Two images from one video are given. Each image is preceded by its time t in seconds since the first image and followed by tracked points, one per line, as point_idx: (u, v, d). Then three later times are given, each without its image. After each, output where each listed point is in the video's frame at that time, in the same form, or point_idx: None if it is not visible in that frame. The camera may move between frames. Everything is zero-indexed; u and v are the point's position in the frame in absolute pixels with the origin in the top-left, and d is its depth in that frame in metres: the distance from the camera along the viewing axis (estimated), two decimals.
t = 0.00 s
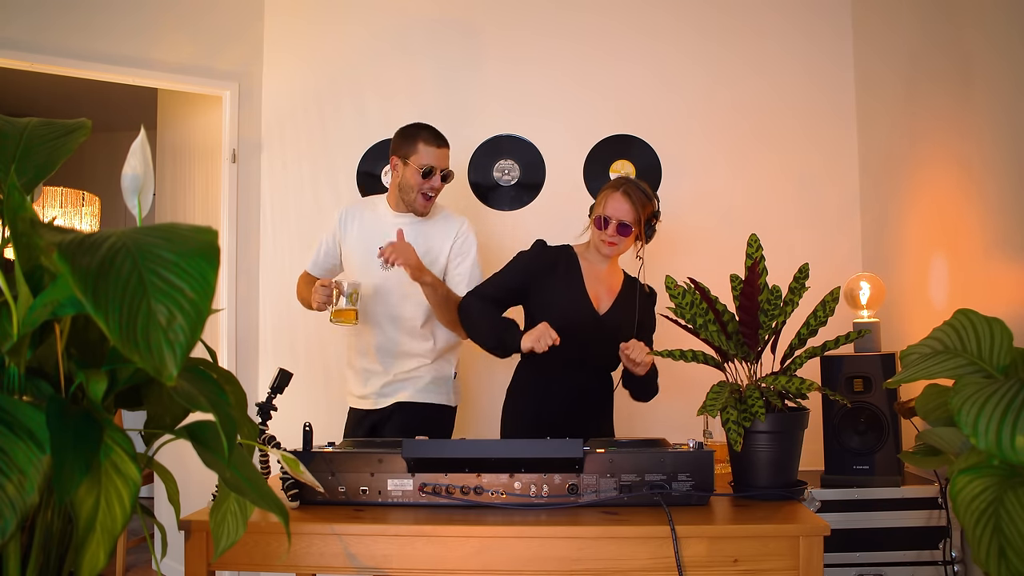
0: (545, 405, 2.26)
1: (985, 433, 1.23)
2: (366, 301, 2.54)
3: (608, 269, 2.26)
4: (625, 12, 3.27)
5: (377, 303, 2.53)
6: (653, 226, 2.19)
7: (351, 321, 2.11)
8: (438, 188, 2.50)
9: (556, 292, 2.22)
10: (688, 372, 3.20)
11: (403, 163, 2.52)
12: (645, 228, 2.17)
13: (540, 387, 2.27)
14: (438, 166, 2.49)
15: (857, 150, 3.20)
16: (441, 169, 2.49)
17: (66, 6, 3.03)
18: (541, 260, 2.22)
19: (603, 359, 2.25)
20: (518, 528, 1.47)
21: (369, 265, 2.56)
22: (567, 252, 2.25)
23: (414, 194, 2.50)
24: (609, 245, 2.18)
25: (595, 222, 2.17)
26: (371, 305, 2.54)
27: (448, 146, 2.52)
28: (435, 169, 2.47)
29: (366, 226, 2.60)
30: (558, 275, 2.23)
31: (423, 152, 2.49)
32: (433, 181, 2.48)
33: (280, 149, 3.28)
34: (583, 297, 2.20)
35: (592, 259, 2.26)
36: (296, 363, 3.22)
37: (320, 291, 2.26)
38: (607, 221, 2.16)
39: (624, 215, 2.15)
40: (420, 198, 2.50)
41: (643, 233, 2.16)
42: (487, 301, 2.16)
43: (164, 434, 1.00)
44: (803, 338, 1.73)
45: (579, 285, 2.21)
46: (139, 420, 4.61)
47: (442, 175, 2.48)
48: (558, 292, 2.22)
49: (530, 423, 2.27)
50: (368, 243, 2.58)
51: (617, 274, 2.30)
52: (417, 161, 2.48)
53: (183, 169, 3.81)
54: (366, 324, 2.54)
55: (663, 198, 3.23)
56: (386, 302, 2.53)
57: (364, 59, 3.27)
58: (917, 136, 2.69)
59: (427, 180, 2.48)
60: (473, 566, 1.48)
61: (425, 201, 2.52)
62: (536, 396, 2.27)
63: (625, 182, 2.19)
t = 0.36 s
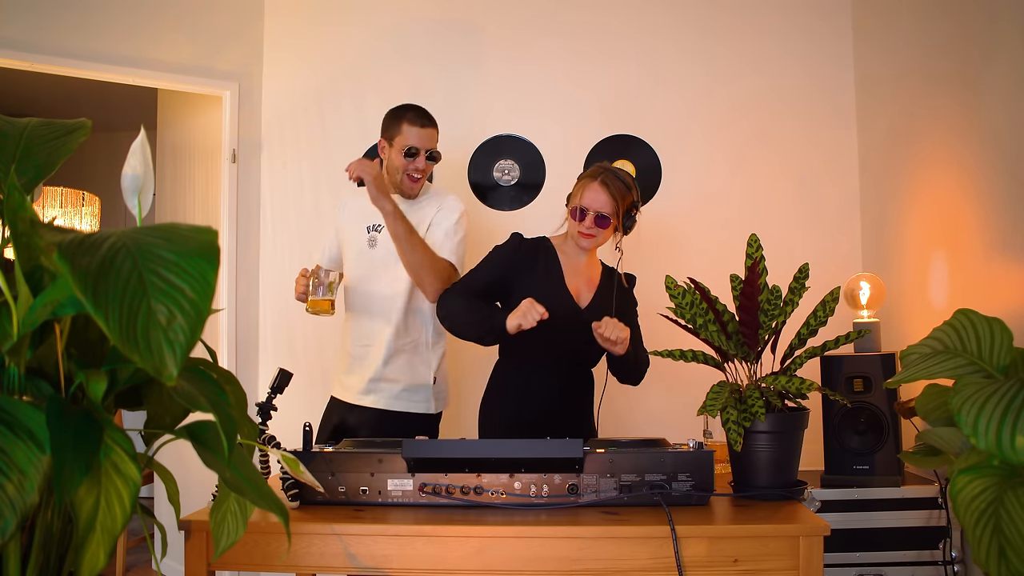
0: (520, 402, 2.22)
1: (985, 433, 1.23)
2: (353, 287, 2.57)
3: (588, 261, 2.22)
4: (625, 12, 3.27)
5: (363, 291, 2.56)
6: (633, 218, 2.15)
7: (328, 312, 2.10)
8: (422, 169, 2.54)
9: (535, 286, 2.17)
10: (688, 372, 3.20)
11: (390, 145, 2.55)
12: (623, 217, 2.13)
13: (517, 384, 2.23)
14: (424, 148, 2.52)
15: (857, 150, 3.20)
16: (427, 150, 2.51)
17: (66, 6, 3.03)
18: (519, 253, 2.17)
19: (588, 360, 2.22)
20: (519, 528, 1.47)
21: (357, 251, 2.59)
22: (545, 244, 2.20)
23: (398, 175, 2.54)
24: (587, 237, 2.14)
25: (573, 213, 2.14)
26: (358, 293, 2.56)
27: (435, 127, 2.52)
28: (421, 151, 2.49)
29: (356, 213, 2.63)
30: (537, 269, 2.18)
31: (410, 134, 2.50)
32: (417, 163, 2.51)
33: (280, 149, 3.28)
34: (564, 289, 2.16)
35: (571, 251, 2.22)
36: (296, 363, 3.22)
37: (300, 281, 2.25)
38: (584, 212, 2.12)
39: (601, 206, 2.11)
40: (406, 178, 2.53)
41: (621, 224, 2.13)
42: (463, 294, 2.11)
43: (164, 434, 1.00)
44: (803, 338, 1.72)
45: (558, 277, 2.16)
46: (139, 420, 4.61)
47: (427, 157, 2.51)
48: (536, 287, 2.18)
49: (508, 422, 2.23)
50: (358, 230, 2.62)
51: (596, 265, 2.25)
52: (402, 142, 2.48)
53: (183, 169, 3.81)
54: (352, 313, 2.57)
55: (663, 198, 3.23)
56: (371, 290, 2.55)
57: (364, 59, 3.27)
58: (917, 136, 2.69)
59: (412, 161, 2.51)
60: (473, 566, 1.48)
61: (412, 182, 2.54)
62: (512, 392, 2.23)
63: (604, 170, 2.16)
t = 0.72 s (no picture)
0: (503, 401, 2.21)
1: (985, 433, 1.23)
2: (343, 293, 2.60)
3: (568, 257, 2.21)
4: (625, 12, 3.27)
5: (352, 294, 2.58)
6: (611, 213, 2.14)
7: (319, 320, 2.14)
8: (401, 163, 2.60)
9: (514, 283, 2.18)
10: (687, 372, 3.20)
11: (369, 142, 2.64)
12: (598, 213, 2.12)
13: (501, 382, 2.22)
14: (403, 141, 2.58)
15: (857, 150, 3.20)
16: (405, 143, 2.58)
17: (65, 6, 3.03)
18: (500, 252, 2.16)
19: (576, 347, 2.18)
20: (519, 528, 1.47)
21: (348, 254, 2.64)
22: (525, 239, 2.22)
23: (379, 170, 2.61)
24: (562, 238, 2.15)
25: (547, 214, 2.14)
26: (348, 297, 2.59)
27: (413, 121, 2.59)
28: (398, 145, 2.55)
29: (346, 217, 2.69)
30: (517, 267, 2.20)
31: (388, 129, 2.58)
32: (395, 156, 2.58)
33: (280, 149, 3.28)
34: (544, 285, 2.17)
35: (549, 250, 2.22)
36: (295, 363, 3.22)
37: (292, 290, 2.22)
38: (559, 213, 2.12)
39: (574, 206, 2.11)
40: (386, 173, 2.60)
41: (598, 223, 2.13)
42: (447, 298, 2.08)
43: (164, 434, 1.00)
44: (803, 338, 1.72)
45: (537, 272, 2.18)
46: (138, 420, 4.61)
47: (404, 149, 2.57)
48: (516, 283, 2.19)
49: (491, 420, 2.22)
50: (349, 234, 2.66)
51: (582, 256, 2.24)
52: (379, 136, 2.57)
53: (183, 169, 3.81)
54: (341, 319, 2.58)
55: (663, 198, 3.23)
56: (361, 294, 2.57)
57: (364, 59, 3.27)
58: (917, 136, 2.69)
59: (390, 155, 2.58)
60: (473, 566, 1.48)
61: (392, 177, 2.61)
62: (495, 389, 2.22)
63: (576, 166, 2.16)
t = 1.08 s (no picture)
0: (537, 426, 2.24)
1: (985, 433, 1.24)
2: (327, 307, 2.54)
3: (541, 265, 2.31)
4: (625, 12, 3.27)
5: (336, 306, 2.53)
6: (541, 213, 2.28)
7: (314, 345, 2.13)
8: (362, 188, 2.59)
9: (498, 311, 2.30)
10: (687, 372, 3.20)
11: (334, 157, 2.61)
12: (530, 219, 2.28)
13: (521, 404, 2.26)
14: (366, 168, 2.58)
15: (857, 150, 3.20)
16: (367, 171, 2.57)
17: (66, 6, 3.03)
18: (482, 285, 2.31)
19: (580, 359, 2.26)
20: (519, 528, 1.47)
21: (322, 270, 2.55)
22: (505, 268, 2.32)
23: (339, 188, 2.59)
24: (508, 251, 2.31)
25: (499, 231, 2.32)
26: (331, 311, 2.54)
27: (378, 148, 2.58)
28: (359, 171, 2.56)
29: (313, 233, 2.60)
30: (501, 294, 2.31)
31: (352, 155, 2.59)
32: (357, 182, 2.56)
33: (280, 149, 3.28)
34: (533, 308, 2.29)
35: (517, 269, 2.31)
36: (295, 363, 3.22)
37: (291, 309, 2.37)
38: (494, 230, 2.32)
39: (505, 220, 2.29)
40: (345, 192, 2.58)
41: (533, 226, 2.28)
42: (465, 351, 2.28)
43: (164, 435, 1.00)
44: (803, 338, 1.72)
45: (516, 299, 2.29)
46: (139, 420, 4.61)
47: (365, 177, 2.56)
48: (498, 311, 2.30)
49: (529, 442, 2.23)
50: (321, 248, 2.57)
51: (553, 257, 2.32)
52: (342, 162, 2.58)
53: (183, 169, 3.81)
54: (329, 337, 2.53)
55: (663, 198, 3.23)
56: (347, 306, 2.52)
57: (363, 59, 3.27)
58: (917, 136, 2.69)
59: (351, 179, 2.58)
60: (473, 566, 1.48)
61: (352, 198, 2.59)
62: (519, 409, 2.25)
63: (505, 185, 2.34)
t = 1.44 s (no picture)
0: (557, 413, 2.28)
1: (985, 433, 1.24)
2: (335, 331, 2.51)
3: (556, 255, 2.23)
4: (625, 12, 3.27)
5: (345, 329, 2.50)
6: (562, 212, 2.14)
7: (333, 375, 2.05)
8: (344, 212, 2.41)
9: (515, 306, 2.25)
10: (687, 372, 3.20)
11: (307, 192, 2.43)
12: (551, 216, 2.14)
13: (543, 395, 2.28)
14: (340, 191, 2.39)
15: (857, 150, 3.20)
16: (342, 192, 2.38)
17: (66, 6, 3.03)
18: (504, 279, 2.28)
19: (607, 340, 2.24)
20: (518, 528, 1.47)
21: (326, 298, 2.51)
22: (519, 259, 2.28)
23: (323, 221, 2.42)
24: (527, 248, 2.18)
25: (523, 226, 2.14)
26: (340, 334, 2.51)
27: (346, 166, 2.38)
28: (334, 196, 2.36)
29: (310, 257, 2.53)
30: (516, 291, 2.26)
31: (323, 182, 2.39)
32: (336, 208, 2.38)
33: (280, 149, 3.28)
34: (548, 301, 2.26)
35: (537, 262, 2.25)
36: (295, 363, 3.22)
37: (291, 340, 2.15)
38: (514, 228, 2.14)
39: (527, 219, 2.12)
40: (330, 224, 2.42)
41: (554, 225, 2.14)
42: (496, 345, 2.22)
43: (164, 435, 1.00)
44: (803, 338, 1.72)
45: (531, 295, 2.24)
46: (139, 420, 4.61)
47: (343, 199, 2.37)
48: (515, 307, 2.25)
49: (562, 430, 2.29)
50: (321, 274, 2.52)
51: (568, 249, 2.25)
52: (313, 192, 2.37)
53: (183, 169, 3.81)
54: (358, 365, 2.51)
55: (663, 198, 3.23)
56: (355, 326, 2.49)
57: (364, 59, 3.27)
58: (918, 136, 2.69)
59: (330, 207, 2.39)
60: (473, 566, 1.48)
61: (338, 225, 2.43)
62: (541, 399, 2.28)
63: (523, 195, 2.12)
